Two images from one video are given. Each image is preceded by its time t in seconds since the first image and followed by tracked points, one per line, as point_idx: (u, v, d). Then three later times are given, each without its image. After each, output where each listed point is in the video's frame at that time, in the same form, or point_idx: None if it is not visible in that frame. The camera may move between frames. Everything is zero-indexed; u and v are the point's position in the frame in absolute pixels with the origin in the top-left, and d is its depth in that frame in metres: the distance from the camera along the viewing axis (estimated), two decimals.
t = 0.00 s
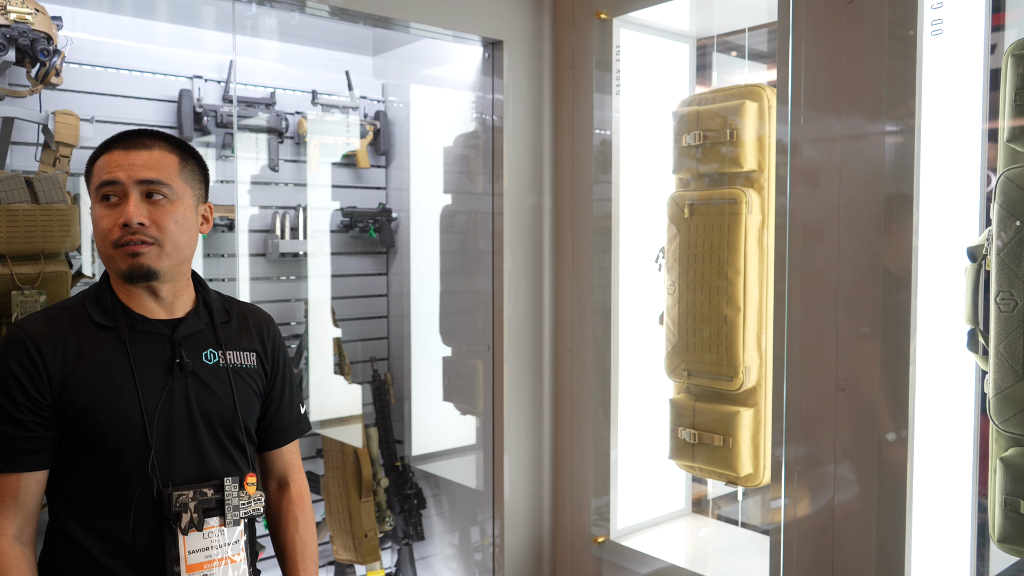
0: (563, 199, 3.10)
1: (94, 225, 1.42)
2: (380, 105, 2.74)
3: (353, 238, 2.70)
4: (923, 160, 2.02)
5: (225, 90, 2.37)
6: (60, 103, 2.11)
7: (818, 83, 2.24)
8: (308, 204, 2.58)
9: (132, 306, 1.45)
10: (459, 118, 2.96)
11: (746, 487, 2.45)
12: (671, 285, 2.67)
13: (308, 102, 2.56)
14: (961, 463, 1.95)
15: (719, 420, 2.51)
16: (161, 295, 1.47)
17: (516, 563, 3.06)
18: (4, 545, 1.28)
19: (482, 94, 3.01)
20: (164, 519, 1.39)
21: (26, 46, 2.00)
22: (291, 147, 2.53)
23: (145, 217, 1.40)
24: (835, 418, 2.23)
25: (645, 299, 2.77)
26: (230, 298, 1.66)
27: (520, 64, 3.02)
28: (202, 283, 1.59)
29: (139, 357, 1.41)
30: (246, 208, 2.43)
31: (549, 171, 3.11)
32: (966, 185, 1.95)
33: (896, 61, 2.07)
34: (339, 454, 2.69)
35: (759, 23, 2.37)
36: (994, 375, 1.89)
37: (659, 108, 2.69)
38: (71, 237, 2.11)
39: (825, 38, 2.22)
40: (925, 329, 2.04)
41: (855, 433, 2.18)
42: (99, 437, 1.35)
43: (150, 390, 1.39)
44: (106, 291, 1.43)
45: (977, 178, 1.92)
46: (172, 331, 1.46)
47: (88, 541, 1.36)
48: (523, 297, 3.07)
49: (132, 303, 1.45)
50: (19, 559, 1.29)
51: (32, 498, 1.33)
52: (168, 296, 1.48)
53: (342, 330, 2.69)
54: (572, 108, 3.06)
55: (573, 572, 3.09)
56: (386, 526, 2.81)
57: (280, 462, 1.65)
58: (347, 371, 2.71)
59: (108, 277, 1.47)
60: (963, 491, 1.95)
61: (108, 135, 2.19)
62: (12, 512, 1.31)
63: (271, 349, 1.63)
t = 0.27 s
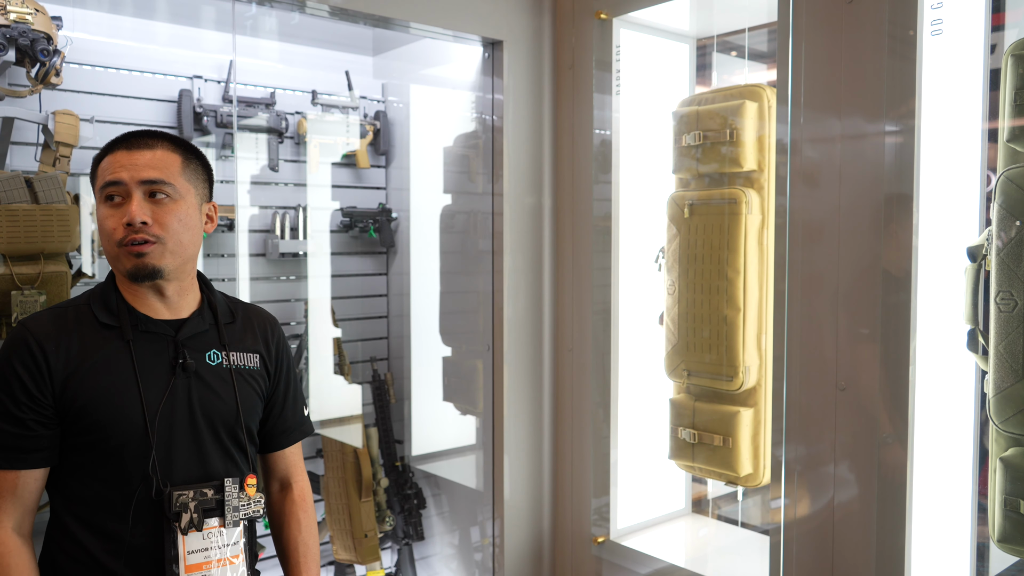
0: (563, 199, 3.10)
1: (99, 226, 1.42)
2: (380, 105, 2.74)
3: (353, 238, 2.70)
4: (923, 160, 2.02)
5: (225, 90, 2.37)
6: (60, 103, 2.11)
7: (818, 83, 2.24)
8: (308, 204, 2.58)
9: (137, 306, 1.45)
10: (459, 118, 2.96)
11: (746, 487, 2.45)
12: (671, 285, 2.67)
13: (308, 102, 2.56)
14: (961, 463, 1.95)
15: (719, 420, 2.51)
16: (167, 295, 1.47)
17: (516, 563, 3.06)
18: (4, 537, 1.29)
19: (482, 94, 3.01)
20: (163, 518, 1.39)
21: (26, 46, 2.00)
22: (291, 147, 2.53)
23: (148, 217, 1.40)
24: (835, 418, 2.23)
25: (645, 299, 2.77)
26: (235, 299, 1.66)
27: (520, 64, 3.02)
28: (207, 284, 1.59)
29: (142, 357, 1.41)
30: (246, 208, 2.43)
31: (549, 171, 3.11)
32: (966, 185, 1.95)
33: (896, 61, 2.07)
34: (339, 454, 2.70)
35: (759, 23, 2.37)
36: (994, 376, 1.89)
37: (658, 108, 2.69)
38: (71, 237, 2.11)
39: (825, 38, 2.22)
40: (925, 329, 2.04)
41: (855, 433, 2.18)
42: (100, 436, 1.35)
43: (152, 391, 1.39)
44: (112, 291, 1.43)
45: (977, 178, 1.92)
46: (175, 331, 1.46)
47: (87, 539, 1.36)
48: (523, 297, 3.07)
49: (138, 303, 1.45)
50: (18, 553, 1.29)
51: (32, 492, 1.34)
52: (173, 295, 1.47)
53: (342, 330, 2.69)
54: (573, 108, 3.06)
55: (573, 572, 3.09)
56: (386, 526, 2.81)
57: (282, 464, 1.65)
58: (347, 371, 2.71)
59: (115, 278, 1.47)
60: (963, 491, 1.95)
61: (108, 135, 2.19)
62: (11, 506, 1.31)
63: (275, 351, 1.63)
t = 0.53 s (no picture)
0: (563, 199, 3.10)
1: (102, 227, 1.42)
2: (380, 105, 2.74)
3: (353, 238, 2.70)
4: (922, 160, 2.02)
5: (225, 90, 2.37)
6: (60, 103, 2.11)
7: (818, 83, 2.24)
8: (308, 204, 2.58)
9: (139, 307, 1.46)
10: (459, 118, 2.96)
11: (746, 487, 2.45)
12: (671, 285, 2.67)
13: (308, 102, 2.56)
14: (961, 463, 1.95)
15: (719, 420, 2.51)
16: (168, 297, 1.47)
17: (516, 563, 3.06)
18: (8, 529, 1.28)
19: (482, 94, 3.01)
20: (157, 520, 1.39)
21: (26, 46, 2.00)
22: (291, 147, 2.53)
23: (149, 218, 1.40)
24: (835, 418, 2.23)
25: (644, 299, 2.77)
26: (238, 300, 1.65)
27: (520, 64, 3.02)
28: (209, 285, 1.59)
29: (141, 358, 1.41)
30: (246, 208, 2.44)
31: (549, 171, 3.11)
32: (965, 185, 1.95)
33: (895, 60, 2.07)
34: (339, 454, 2.70)
35: (759, 23, 2.37)
36: (994, 376, 1.89)
37: (658, 108, 2.69)
38: (71, 237, 2.11)
39: (825, 38, 2.22)
40: (925, 329, 2.04)
41: (855, 433, 2.18)
42: (98, 436, 1.35)
43: (151, 392, 1.39)
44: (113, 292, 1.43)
45: (977, 178, 1.92)
46: (175, 332, 1.46)
47: (82, 537, 1.36)
48: (523, 297, 3.07)
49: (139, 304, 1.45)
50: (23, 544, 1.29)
51: (33, 489, 1.34)
52: (174, 297, 1.47)
53: (342, 330, 2.69)
54: (572, 108, 3.06)
55: (573, 572, 3.09)
56: (385, 526, 2.81)
57: (281, 466, 1.65)
58: (346, 371, 2.71)
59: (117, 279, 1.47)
60: (963, 491, 1.95)
61: (108, 135, 2.19)
62: (13, 501, 1.31)
63: (276, 354, 1.62)
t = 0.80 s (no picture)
0: (563, 199, 3.10)
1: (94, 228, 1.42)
2: (380, 105, 2.74)
3: (352, 238, 2.70)
4: (922, 160, 2.02)
5: (225, 90, 2.37)
6: (60, 103, 2.11)
7: (817, 83, 2.24)
8: (308, 204, 2.58)
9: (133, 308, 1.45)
10: (459, 118, 2.96)
11: (746, 487, 2.45)
12: (670, 285, 2.67)
13: (308, 102, 2.56)
14: (961, 463, 1.95)
15: (719, 420, 2.51)
16: (162, 297, 1.46)
17: (516, 563, 3.06)
18: (7, 540, 1.29)
19: (482, 94, 3.01)
20: (161, 521, 1.39)
21: (25, 46, 2.00)
22: (291, 147, 2.53)
23: (141, 219, 1.39)
24: (835, 418, 2.23)
25: (644, 299, 2.77)
26: (231, 298, 1.65)
27: (520, 64, 3.02)
28: (204, 283, 1.58)
29: (139, 359, 1.40)
30: (246, 208, 2.44)
31: (549, 171, 3.11)
32: (965, 185, 1.95)
33: (895, 60, 2.07)
34: (339, 454, 2.70)
35: (759, 23, 2.37)
36: (994, 376, 1.89)
37: (658, 108, 2.69)
38: (72, 237, 2.12)
39: (825, 39, 2.22)
40: (925, 329, 2.04)
41: (855, 433, 2.18)
42: (99, 438, 1.35)
43: (150, 393, 1.39)
44: (108, 292, 1.43)
45: (977, 178, 1.92)
46: (172, 332, 1.46)
47: (86, 540, 1.36)
48: (523, 297, 3.07)
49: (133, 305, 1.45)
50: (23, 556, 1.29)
51: (37, 496, 1.34)
52: (168, 297, 1.47)
53: (342, 330, 2.69)
54: (572, 108, 3.06)
55: (573, 572, 3.09)
56: (385, 526, 2.81)
57: (278, 462, 1.65)
58: (346, 371, 2.71)
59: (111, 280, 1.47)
60: (963, 490, 1.95)
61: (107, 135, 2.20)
62: (16, 508, 1.31)
63: (272, 351, 1.62)
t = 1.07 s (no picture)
0: (563, 199, 3.10)
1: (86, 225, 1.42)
2: (380, 105, 2.74)
3: (352, 238, 2.70)
4: (922, 160, 2.02)
5: (225, 90, 2.37)
6: (60, 103, 2.11)
7: (817, 83, 2.24)
8: (308, 204, 2.58)
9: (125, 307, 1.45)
10: (459, 118, 2.96)
11: (746, 487, 2.45)
12: (670, 285, 2.67)
13: (308, 102, 2.56)
14: (961, 462, 1.95)
15: (719, 420, 2.51)
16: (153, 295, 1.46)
17: (516, 563, 3.06)
18: (6, 544, 1.29)
19: (481, 94, 3.01)
20: (158, 520, 1.39)
21: (25, 46, 2.00)
22: (291, 147, 2.53)
23: (133, 216, 1.39)
24: (835, 418, 2.23)
25: (644, 299, 2.77)
26: (225, 296, 1.65)
27: (520, 64, 3.02)
28: (197, 282, 1.58)
29: (133, 359, 1.40)
30: (246, 208, 2.44)
31: (549, 171, 3.11)
32: (965, 185, 1.95)
33: (895, 61, 2.07)
34: (339, 454, 2.70)
35: (759, 23, 2.37)
36: (994, 376, 1.89)
37: (658, 108, 2.69)
38: (72, 237, 2.12)
39: (824, 39, 2.22)
40: (925, 329, 2.04)
41: (855, 433, 2.18)
42: (93, 438, 1.35)
43: (144, 392, 1.39)
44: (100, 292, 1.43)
45: (976, 178, 1.92)
46: (166, 332, 1.46)
47: (83, 540, 1.36)
48: (523, 297, 3.06)
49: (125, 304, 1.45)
50: (23, 559, 1.30)
51: (32, 498, 1.34)
52: (160, 295, 1.47)
53: (342, 330, 2.69)
54: (572, 108, 3.06)
55: (573, 572, 3.09)
56: (385, 526, 2.81)
57: (275, 459, 1.65)
58: (346, 371, 2.71)
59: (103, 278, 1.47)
60: (962, 490, 1.95)
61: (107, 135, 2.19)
62: (11, 513, 1.31)
63: (267, 348, 1.62)
